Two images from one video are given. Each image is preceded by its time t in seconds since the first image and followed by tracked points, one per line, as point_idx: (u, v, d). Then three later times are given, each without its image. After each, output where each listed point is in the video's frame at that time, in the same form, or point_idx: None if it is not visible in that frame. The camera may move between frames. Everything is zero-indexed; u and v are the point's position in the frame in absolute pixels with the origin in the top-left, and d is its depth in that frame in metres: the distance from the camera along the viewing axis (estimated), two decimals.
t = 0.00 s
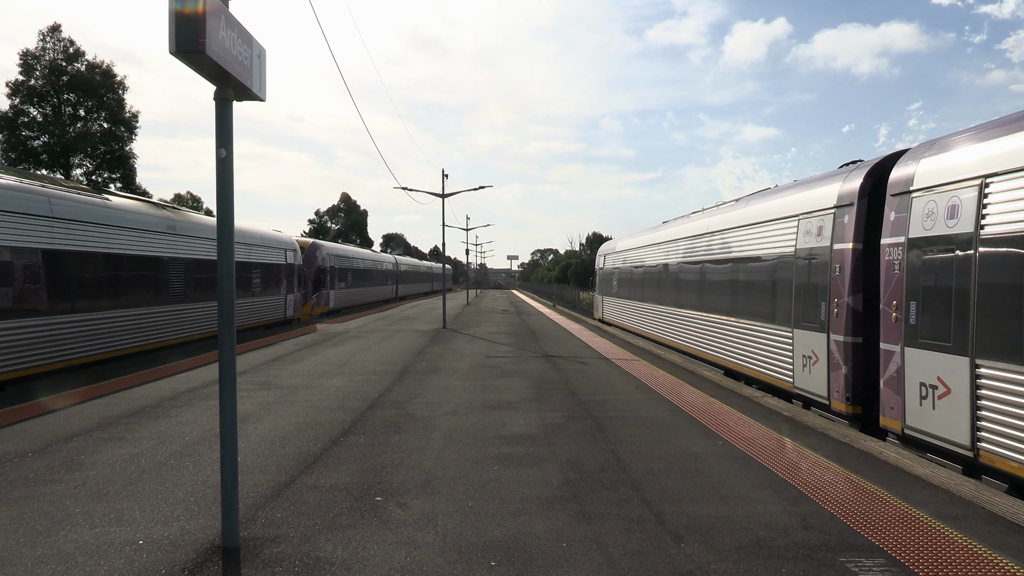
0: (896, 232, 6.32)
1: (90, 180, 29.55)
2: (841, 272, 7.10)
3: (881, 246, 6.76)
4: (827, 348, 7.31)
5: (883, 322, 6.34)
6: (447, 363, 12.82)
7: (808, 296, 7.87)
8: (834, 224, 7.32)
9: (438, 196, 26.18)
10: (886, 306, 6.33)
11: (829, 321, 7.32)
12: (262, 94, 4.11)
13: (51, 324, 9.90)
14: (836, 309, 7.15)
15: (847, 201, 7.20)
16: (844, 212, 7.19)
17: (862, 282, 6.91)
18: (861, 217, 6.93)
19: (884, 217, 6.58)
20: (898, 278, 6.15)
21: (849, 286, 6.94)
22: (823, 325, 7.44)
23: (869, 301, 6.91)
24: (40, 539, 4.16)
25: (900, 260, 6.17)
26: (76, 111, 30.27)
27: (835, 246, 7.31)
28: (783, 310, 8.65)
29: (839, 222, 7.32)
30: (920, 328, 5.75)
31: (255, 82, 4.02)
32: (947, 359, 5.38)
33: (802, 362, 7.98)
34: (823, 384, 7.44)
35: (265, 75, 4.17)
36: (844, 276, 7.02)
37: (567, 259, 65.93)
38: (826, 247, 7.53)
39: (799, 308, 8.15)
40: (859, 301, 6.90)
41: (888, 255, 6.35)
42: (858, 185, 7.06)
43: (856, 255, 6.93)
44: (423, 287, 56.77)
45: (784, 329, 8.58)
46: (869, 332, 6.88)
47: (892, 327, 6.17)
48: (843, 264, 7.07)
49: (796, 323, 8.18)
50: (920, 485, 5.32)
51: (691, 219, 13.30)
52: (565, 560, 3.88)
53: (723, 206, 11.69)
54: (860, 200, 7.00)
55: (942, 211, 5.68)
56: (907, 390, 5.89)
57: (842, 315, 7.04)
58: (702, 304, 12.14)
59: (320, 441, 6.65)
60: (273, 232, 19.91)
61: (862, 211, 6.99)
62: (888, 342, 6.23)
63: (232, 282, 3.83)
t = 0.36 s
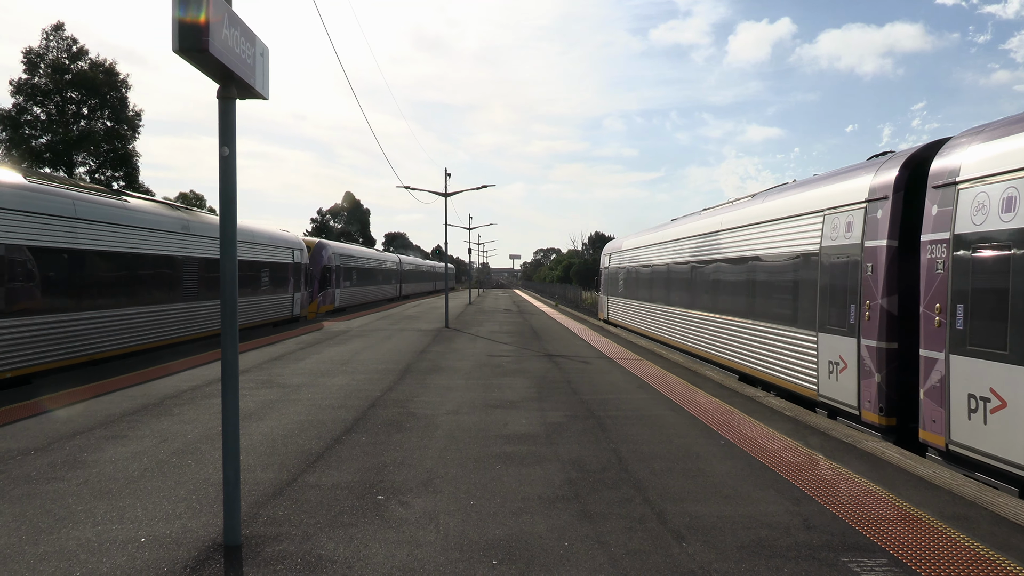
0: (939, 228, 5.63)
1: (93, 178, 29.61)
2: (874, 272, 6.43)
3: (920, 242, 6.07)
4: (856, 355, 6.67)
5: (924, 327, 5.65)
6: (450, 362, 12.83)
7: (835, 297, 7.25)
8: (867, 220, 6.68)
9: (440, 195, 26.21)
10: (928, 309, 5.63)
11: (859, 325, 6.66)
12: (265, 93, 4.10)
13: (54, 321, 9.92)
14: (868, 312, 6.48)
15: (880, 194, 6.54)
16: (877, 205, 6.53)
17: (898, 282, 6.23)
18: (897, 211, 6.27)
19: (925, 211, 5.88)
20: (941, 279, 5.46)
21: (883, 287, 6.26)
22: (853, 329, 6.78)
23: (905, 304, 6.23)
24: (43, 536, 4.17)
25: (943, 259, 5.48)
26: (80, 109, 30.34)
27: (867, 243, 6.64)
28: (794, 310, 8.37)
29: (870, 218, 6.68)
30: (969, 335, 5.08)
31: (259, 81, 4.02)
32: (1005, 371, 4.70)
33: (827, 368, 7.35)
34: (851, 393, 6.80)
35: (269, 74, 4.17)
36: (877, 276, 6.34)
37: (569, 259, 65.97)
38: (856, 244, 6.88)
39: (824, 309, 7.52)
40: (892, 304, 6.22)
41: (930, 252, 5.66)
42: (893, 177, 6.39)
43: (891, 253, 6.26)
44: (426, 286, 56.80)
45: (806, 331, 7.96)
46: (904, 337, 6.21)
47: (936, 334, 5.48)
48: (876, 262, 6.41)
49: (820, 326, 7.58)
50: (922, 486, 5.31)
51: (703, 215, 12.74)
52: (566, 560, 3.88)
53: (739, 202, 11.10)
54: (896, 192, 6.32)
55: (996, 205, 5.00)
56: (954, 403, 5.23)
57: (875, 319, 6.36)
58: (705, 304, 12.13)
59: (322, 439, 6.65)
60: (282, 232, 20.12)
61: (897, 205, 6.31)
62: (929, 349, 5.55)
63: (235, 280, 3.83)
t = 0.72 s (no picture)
0: (988, 225, 5.17)
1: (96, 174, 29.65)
2: (909, 273, 5.96)
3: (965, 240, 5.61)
4: (888, 361, 6.20)
5: (971, 333, 5.19)
6: (451, 360, 12.85)
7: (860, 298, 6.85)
8: (901, 217, 6.24)
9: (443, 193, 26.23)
10: (973, 313, 5.19)
11: (892, 329, 6.17)
12: (268, 90, 4.11)
13: (57, 317, 9.94)
14: (903, 316, 6.00)
15: (916, 187, 6.07)
16: (912, 201, 6.08)
17: (937, 284, 5.75)
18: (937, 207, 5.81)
19: (972, 207, 5.42)
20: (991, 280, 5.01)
21: (920, 289, 5.78)
22: (885, 333, 6.30)
23: (945, 308, 5.75)
24: (45, 531, 4.19)
25: (993, 259, 5.03)
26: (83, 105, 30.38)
27: (901, 242, 6.17)
28: (806, 307, 8.19)
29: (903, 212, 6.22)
30: None
31: (262, 77, 4.02)
32: None
33: (855, 375, 6.87)
34: (883, 404, 6.32)
35: (271, 71, 4.17)
36: (914, 277, 5.87)
37: (571, 258, 66.00)
38: (885, 241, 6.43)
39: (851, 312, 7.03)
40: (931, 307, 5.74)
41: (979, 251, 5.19)
42: (932, 169, 5.90)
43: (929, 253, 5.79)
44: (428, 284, 56.84)
45: (830, 336, 7.46)
46: (944, 344, 5.72)
47: (985, 341, 5.02)
48: (912, 262, 5.93)
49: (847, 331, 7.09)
50: (923, 486, 5.31)
51: (714, 213, 12.32)
52: (567, 558, 3.88)
53: (756, 198, 10.64)
54: (934, 186, 5.87)
55: None
56: (1006, 417, 4.78)
57: (911, 323, 5.88)
58: (707, 303, 12.14)
59: (323, 437, 6.66)
60: (289, 231, 20.37)
61: (936, 200, 5.86)
62: (977, 358, 5.10)
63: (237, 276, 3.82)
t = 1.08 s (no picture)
0: None
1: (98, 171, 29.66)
2: (948, 274, 5.29)
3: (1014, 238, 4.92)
4: (923, 372, 5.51)
5: None
6: (451, 358, 12.86)
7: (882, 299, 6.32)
8: (938, 212, 5.57)
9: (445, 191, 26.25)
10: None
11: (928, 336, 5.48)
12: (270, 88, 4.10)
13: (58, 313, 9.96)
14: (940, 322, 5.32)
15: (958, 179, 5.39)
16: (954, 194, 5.40)
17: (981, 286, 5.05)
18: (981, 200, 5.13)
19: None
20: None
21: (962, 291, 5.09)
22: (919, 340, 5.61)
23: (991, 313, 5.04)
24: (44, 527, 4.19)
25: None
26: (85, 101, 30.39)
27: (939, 239, 5.48)
28: (808, 307, 8.03)
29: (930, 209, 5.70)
30: None
31: (264, 75, 4.02)
32: None
33: (884, 386, 6.16)
34: (916, 417, 5.61)
35: (274, 68, 4.17)
36: (953, 278, 5.19)
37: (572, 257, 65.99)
38: (918, 238, 5.80)
39: (879, 315, 6.36)
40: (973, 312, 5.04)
41: None
42: (975, 162, 5.26)
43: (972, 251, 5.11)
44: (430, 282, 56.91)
45: (857, 341, 6.78)
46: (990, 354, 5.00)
47: None
48: (952, 261, 5.25)
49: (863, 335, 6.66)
50: (923, 487, 5.31)
51: (712, 214, 12.17)
52: (565, 557, 3.88)
53: (750, 201, 10.63)
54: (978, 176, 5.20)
55: None
56: None
57: (950, 330, 5.18)
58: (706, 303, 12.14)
59: (323, 434, 6.66)
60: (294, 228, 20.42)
61: (981, 191, 5.17)
62: None
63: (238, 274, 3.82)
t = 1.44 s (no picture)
0: None
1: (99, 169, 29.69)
2: (994, 275, 4.96)
3: None
4: (964, 380, 5.14)
5: None
6: (452, 357, 12.88)
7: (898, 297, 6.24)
8: (982, 206, 5.22)
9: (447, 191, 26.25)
10: None
11: (969, 341, 5.13)
12: (271, 86, 4.10)
13: (59, 312, 9.95)
14: (985, 326, 4.99)
15: (1004, 171, 5.10)
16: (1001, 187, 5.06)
17: None
18: None
19: None
20: None
21: (1012, 293, 4.77)
22: (959, 345, 5.23)
23: None
24: (45, 526, 4.20)
25: None
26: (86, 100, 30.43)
27: (984, 236, 5.14)
28: (816, 308, 8.02)
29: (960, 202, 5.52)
30: None
31: (265, 74, 4.02)
32: None
33: (918, 395, 5.76)
34: (954, 429, 5.25)
35: (275, 67, 4.17)
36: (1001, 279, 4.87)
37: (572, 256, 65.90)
38: (953, 233, 5.53)
39: (889, 313, 6.38)
40: None
41: None
42: (1019, 152, 5.02)
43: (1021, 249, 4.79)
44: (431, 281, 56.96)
45: (885, 344, 6.38)
46: None
47: None
48: (999, 260, 4.93)
49: (880, 336, 6.49)
50: (924, 486, 5.31)
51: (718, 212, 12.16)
52: (566, 556, 3.89)
53: (757, 198, 10.63)
54: None
55: None
56: None
57: (997, 335, 4.86)
58: (708, 302, 12.14)
59: (323, 433, 6.66)
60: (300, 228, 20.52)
61: None
62: None
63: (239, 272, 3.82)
